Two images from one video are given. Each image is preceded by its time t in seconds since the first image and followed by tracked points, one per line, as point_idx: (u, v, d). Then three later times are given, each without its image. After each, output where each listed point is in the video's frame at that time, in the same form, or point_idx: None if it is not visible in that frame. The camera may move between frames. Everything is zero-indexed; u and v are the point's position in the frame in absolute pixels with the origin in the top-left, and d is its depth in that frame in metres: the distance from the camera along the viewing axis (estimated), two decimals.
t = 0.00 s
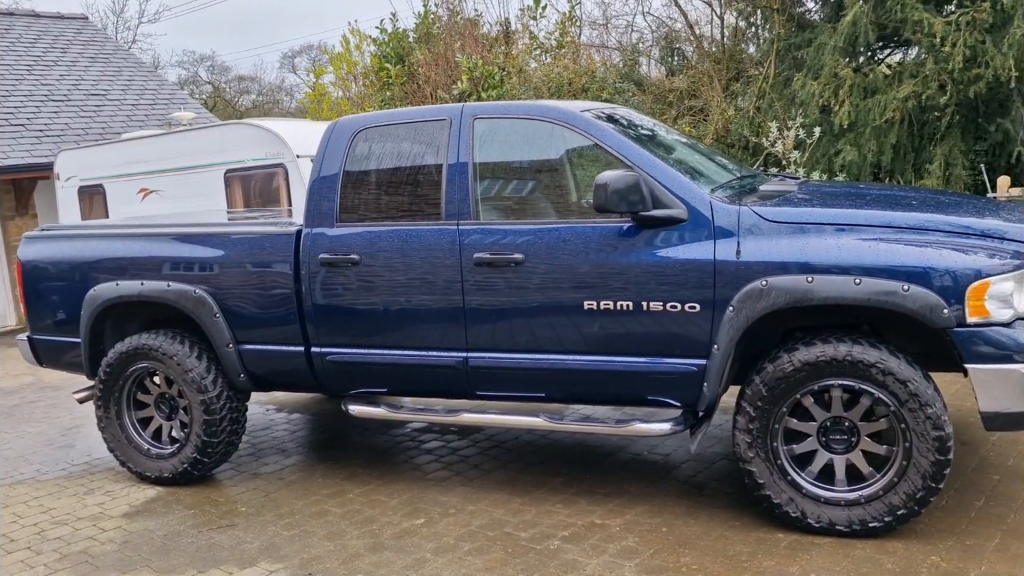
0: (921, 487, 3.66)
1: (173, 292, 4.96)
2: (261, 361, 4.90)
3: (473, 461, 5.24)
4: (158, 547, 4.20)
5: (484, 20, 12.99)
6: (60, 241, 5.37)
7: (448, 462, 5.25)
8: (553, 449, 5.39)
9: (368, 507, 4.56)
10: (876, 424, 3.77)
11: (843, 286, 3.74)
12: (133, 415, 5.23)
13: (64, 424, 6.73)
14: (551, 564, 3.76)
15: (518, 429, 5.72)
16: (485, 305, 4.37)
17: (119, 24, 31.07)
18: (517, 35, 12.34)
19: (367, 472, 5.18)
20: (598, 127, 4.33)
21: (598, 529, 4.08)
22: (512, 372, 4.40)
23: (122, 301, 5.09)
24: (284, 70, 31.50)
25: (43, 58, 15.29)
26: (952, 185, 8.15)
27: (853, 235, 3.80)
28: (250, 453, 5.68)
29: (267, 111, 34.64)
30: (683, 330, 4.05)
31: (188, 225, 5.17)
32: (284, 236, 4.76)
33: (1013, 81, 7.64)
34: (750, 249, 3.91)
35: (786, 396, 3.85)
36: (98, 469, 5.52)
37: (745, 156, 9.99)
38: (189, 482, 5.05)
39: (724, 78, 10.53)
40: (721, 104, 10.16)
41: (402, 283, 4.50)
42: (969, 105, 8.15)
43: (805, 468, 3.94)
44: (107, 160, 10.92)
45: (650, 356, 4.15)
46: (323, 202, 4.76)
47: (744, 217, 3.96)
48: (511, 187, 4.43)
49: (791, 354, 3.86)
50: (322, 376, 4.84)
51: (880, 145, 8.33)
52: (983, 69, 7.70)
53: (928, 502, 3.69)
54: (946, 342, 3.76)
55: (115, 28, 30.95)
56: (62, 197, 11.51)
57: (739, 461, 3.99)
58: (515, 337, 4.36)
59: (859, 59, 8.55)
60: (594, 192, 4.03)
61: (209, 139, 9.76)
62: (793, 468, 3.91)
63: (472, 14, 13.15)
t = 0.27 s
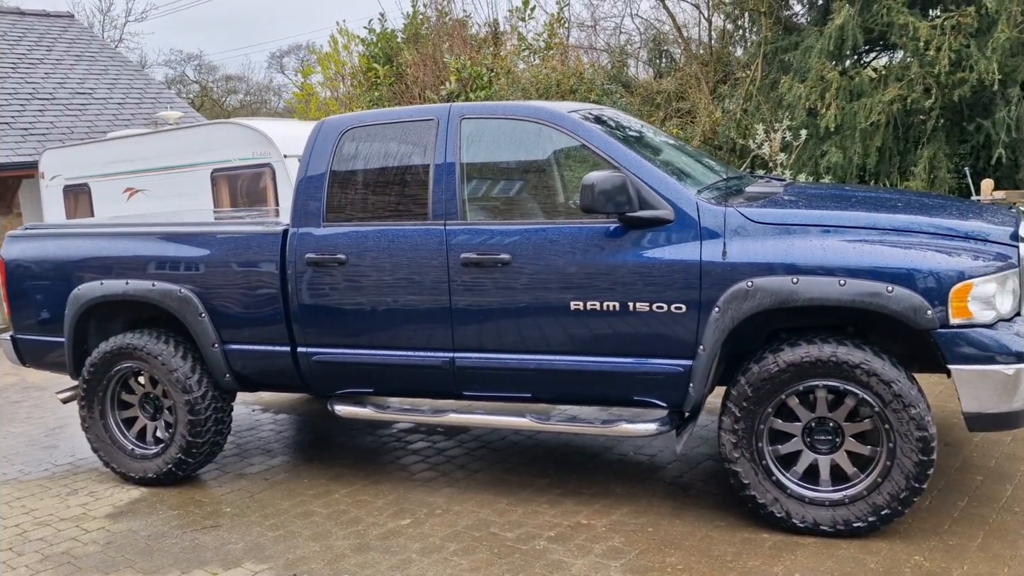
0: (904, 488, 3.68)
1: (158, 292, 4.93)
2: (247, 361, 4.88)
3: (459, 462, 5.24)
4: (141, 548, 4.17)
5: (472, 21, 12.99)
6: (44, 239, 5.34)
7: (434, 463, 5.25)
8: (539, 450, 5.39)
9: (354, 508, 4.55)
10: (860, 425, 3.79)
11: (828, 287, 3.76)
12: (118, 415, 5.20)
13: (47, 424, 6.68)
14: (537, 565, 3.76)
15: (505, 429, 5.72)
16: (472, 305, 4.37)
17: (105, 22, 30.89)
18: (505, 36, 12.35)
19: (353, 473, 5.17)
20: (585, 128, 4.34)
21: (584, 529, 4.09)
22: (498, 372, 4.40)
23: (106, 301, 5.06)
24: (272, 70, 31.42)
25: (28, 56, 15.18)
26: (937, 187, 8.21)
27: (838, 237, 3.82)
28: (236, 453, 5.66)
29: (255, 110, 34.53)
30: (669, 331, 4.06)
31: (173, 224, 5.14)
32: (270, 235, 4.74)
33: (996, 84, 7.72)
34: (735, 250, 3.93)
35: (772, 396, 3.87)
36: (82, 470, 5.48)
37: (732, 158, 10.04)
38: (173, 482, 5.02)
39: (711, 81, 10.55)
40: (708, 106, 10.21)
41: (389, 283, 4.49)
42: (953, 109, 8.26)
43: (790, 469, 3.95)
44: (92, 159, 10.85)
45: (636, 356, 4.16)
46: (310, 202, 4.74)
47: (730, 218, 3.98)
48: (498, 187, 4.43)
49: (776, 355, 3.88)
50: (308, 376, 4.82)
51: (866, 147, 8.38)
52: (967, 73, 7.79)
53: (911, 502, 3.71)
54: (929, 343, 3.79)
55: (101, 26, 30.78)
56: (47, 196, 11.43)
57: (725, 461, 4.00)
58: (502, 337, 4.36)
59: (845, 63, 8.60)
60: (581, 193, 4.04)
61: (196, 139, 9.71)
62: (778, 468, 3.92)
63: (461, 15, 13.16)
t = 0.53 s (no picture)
0: (886, 484, 3.72)
1: (143, 290, 4.91)
2: (232, 359, 4.87)
3: (445, 460, 5.24)
4: (125, 547, 4.16)
5: (460, 20, 12.98)
6: (28, 237, 5.30)
7: (420, 461, 5.25)
8: (526, 448, 5.41)
9: (339, 506, 4.55)
10: (842, 422, 3.83)
11: (811, 285, 3.79)
12: (102, 414, 5.17)
13: (31, 423, 6.64)
14: (522, 562, 3.77)
15: (491, 428, 5.73)
16: (458, 303, 4.37)
17: (90, 20, 30.69)
18: (493, 36, 12.35)
19: (338, 471, 5.16)
20: (571, 127, 4.35)
21: (569, 527, 4.10)
22: (485, 370, 4.41)
23: (90, 299, 5.04)
24: (259, 70, 31.32)
25: (12, 54, 15.07)
26: (921, 187, 8.28)
27: (821, 236, 3.85)
28: (221, 452, 5.64)
29: (241, 109, 34.41)
30: (654, 329, 4.08)
31: (158, 222, 5.12)
32: (256, 233, 4.74)
33: (979, 86, 7.79)
34: (720, 248, 3.95)
35: (755, 394, 3.89)
36: (65, 469, 5.45)
37: (718, 158, 10.09)
38: (157, 481, 5.00)
39: (698, 81, 10.60)
40: (695, 107, 10.25)
41: (375, 281, 4.49)
42: (937, 110, 8.35)
43: (773, 466, 3.98)
44: (76, 157, 10.78)
45: (621, 354, 4.18)
46: (296, 200, 4.74)
47: (715, 217, 4.00)
48: (484, 186, 4.44)
49: (760, 353, 3.91)
50: (294, 375, 4.82)
51: (851, 148, 8.43)
52: (951, 75, 7.86)
53: (893, 498, 3.74)
54: (911, 341, 3.83)
55: (87, 25, 30.59)
56: (32, 195, 11.36)
57: (709, 458, 4.02)
58: (488, 335, 4.37)
59: (830, 64, 8.65)
60: (567, 191, 4.05)
61: (181, 137, 9.68)
62: (761, 465, 3.95)
63: (448, 15, 13.15)
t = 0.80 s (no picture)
0: (869, 482, 3.75)
1: (128, 288, 4.89)
2: (218, 358, 4.86)
3: (432, 459, 5.25)
4: (110, 546, 4.14)
5: (448, 20, 12.97)
6: (12, 235, 5.27)
7: (407, 460, 5.25)
8: (512, 447, 5.41)
9: (325, 505, 4.54)
10: (826, 420, 3.86)
11: (795, 284, 3.82)
12: (86, 413, 5.15)
13: (14, 423, 6.60)
14: (508, 560, 3.77)
15: (477, 427, 5.73)
16: (445, 302, 4.38)
17: (75, 18, 30.48)
18: (481, 35, 12.36)
19: (325, 470, 5.16)
20: (558, 126, 4.36)
21: (555, 525, 4.11)
22: (471, 369, 4.42)
23: (75, 297, 5.01)
24: (246, 68, 31.20)
25: None
26: (906, 188, 8.34)
27: (805, 235, 3.88)
28: (206, 451, 5.62)
29: (228, 108, 34.28)
30: (640, 327, 4.10)
31: (143, 221, 5.10)
32: (242, 232, 4.73)
33: (962, 87, 7.86)
34: (705, 247, 3.97)
35: (740, 392, 3.92)
36: (49, 468, 5.41)
37: (705, 159, 10.13)
38: (142, 480, 4.98)
39: (685, 82, 10.64)
40: (682, 107, 10.29)
41: (362, 280, 4.49)
42: (921, 112, 8.42)
43: (757, 463, 4.01)
44: (61, 155, 10.71)
45: (607, 353, 4.20)
46: (283, 199, 4.73)
47: (700, 216, 4.02)
48: (471, 185, 4.44)
49: (745, 351, 3.93)
50: (280, 373, 4.81)
51: (836, 149, 8.49)
52: (935, 77, 7.93)
53: (876, 496, 3.78)
54: (894, 339, 3.86)
55: (72, 22, 30.38)
56: (15, 193, 11.28)
57: (694, 456, 4.04)
58: (474, 334, 4.37)
59: (816, 66, 8.71)
60: (553, 190, 4.07)
61: (167, 136, 9.63)
62: (745, 463, 3.97)
63: (436, 14, 13.14)
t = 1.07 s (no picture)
0: (855, 479, 3.78)
1: (115, 288, 4.87)
2: (205, 357, 4.85)
3: (420, 458, 5.25)
4: (97, 546, 4.12)
5: (436, 20, 12.96)
6: None
7: (396, 459, 5.25)
8: (500, 446, 5.42)
9: (314, 504, 4.54)
10: (812, 418, 3.89)
11: (782, 284, 3.85)
12: (73, 413, 5.12)
13: None
14: (496, 558, 3.78)
15: (466, 426, 5.74)
16: (433, 302, 4.38)
17: (61, 16, 30.27)
18: (469, 35, 12.36)
19: (313, 470, 5.15)
20: (546, 126, 4.38)
21: (544, 523, 4.13)
22: (460, 368, 4.42)
23: (62, 297, 4.98)
24: (233, 67, 31.08)
25: None
26: (892, 188, 8.40)
27: (792, 235, 3.91)
28: (194, 451, 5.60)
29: (215, 107, 34.15)
30: (627, 326, 4.12)
31: (131, 220, 5.08)
32: (230, 231, 4.72)
33: (948, 89, 7.93)
34: (693, 247, 4.00)
35: (727, 391, 3.94)
36: (36, 469, 5.38)
37: (693, 159, 10.17)
38: (129, 480, 4.96)
39: (673, 82, 10.68)
40: (670, 108, 10.33)
41: (350, 279, 4.49)
42: (906, 113, 8.49)
43: (744, 462, 4.03)
44: (46, 154, 10.65)
45: (595, 351, 4.22)
46: (271, 198, 4.72)
47: (688, 216, 4.05)
48: (460, 185, 4.45)
49: (732, 350, 3.95)
50: (268, 373, 4.80)
51: (823, 150, 8.54)
52: (921, 78, 8.00)
53: (862, 493, 3.81)
54: (879, 339, 3.89)
55: (57, 20, 30.16)
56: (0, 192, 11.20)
57: (682, 454, 4.06)
58: (463, 333, 4.38)
59: (802, 67, 8.76)
60: (541, 190, 4.08)
61: (154, 134, 9.59)
62: (733, 461, 4.00)
63: (424, 14, 13.12)
